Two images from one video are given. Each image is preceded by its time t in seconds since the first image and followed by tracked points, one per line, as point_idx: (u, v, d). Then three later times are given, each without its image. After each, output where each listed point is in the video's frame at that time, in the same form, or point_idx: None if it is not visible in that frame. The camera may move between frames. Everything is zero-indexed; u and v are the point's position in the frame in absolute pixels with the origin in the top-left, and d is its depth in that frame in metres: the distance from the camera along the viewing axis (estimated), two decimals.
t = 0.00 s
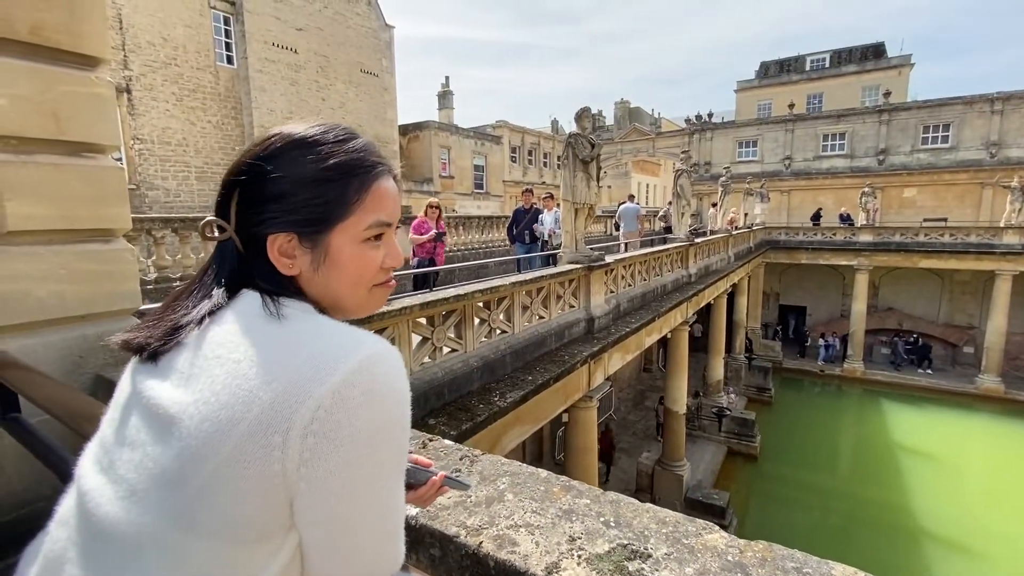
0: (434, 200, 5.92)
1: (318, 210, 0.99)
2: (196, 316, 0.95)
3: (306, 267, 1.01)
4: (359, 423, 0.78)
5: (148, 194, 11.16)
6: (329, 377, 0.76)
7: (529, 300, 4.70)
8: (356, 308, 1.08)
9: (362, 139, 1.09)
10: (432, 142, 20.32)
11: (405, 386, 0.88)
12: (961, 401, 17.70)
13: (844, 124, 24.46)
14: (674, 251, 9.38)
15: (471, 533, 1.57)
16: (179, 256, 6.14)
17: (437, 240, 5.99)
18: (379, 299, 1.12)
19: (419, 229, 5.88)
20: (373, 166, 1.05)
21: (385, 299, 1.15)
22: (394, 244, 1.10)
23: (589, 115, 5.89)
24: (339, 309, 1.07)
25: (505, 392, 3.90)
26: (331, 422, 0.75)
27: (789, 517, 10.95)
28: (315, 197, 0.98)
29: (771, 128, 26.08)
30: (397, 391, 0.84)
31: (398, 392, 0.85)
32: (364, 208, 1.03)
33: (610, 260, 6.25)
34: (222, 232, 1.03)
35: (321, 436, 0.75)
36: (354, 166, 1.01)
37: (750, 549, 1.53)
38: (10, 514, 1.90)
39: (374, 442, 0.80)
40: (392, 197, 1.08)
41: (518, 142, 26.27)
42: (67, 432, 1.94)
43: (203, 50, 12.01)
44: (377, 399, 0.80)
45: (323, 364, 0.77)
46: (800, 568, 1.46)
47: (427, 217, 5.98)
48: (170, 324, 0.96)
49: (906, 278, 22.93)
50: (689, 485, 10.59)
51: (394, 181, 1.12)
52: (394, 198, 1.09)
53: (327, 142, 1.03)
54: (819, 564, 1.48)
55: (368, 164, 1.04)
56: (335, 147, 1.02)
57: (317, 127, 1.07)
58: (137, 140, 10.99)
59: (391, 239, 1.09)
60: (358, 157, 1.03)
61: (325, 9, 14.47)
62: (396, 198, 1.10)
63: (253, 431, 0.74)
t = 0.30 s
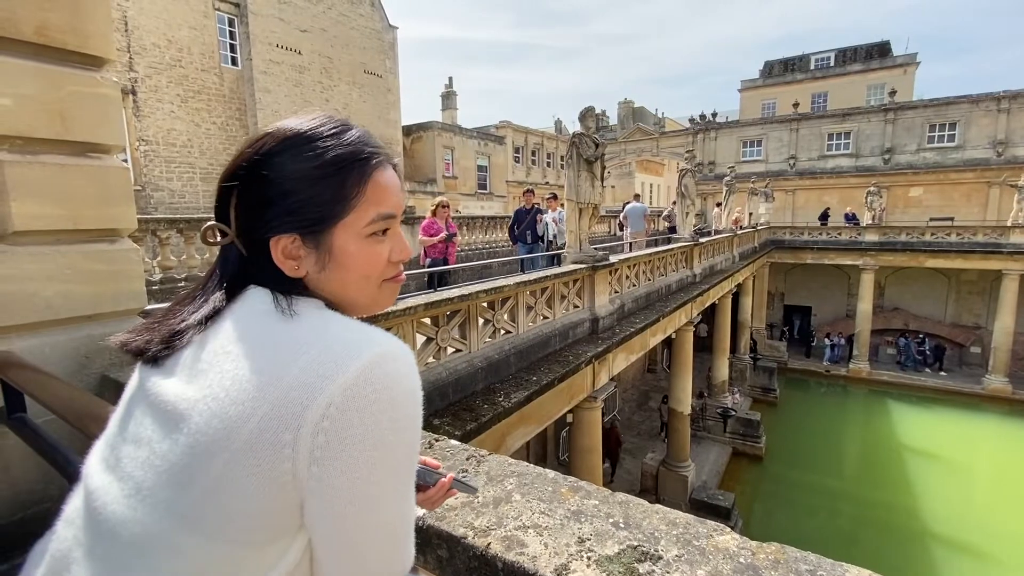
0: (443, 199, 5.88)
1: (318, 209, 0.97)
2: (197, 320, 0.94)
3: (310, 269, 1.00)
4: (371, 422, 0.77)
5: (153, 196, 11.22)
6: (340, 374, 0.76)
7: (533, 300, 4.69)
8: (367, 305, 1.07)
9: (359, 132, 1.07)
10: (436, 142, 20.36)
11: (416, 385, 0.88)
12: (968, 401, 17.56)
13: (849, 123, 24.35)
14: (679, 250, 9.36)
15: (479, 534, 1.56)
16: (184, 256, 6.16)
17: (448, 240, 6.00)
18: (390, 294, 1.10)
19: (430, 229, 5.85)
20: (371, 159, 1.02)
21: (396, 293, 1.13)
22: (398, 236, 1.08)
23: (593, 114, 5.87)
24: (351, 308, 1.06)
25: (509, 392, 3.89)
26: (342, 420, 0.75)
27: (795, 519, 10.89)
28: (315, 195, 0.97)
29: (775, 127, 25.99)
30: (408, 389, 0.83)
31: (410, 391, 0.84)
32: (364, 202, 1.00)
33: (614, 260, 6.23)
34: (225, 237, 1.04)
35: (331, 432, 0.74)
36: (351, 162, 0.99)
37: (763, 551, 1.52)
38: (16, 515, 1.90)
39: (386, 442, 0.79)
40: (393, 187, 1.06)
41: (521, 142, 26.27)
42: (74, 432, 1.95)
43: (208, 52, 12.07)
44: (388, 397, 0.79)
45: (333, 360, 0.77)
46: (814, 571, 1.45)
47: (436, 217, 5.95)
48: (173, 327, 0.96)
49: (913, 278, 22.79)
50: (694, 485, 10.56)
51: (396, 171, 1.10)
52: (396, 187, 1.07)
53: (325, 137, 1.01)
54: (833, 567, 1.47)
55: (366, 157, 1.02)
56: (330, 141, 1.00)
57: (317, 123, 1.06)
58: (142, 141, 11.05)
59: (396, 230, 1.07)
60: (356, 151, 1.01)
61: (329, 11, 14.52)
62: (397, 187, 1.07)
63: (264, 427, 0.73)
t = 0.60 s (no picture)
0: (452, 200, 5.89)
1: (370, 199, 1.00)
2: (210, 317, 0.94)
3: (354, 256, 1.02)
4: (377, 420, 0.77)
5: (159, 198, 11.28)
6: (346, 370, 0.76)
7: (538, 300, 4.69)
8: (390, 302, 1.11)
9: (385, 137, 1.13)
10: (439, 143, 20.38)
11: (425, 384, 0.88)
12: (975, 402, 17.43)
13: (854, 122, 24.23)
14: (683, 250, 9.33)
15: (487, 534, 1.56)
16: (190, 257, 6.19)
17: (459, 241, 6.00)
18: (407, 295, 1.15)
19: (440, 230, 5.85)
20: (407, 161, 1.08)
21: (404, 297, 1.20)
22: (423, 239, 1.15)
23: (597, 115, 5.87)
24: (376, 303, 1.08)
25: (514, 392, 3.89)
26: (347, 417, 0.74)
27: (801, 521, 10.82)
28: (368, 185, 0.99)
29: (780, 126, 25.89)
30: (415, 386, 0.83)
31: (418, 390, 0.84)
32: (409, 197, 1.06)
33: (619, 260, 6.22)
34: (243, 229, 1.02)
35: (338, 430, 0.74)
36: (394, 160, 1.04)
37: (773, 551, 1.51)
38: (22, 515, 1.91)
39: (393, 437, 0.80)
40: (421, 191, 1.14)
41: (525, 142, 26.29)
42: (80, 431, 1.95)
43: (213, 54, 12.14)
44: (394, 396, 0.79)
45: (340, 356, 0.77)
46: (825, 571, 1.43)
47: (446, 217, 5.95)
48: (186, 323, 0.96)
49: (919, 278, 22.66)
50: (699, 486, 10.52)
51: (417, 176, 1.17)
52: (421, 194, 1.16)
53: (359, 137, 1.04)
54: (846, 567, 1.45)
55: (405, 157, 1.08)
56: (373, 139, 1.05)
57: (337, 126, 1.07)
58: (148, 144, 11.12)
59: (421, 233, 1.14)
60: (396, 151, 1.07)
61: (333, 13, 14.57)
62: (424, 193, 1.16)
63: (269, 426, 0.73)
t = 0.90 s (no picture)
0: (464, 200, 5.89)
1: (356, 198, 0.99)
2: (212, 314, 0.95)
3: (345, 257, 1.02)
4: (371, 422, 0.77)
5: (165, 200, 11.36)
6: (340, 371, 0.76)
7: (542, 301, 4.69)
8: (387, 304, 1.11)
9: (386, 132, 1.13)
10: (443, 145, 20.42)
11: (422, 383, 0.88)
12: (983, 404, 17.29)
13: (859, 122, 24.11)
14: (687, 251, 9.31)
15: (490, 535, 1.56)
16: (195, 259, 6.23)
17: (468, 241, 5.95)
18: (408, 296, 1.15)
19: (450, 230, 5.86)
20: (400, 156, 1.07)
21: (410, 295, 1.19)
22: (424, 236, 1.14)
23: (601, 115, 5.86)
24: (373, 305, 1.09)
25: (518, 393, 3.89)
26: (341, 419, 0.74)
27: (807, 523, 10.75)
28: (355, 185, 0.99)
29: (784, 126, 25.81)
30: (412, 388, 0.83)
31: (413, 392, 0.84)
32: (401, 195, 1.05)
33: (623, 260, 6.20)
34: (248, 231, 1.02)
35: (331, 432, 0.74)
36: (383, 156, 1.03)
37: (780, 553, 1.50)
38: (25, 515, 1.92)
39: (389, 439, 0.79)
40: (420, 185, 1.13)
41: (529, 144, 26.31)
42: (86, 431, 1.97)
43: (219, 57, 12.21)
44: (389, 397, 0.79)
45: (334, 357, 0.77)
46: (833, 574, 1.42)
47: (457, 217, 5.95)
48: (188, 322, 0.96)
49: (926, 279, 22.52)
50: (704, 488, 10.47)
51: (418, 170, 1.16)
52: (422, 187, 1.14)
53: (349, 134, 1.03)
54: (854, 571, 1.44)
55: (397, 152, 1.06)
56: (365, 136, 1.04)
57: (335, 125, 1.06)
58: (154, 146, 11.19)
59: (421, 230, 1.13)
60: (388, 145, 1.06)
61: (338, 15, 14.63)
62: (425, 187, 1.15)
63: (264, 426, 0.73)
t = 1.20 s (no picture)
0: (476, 202, 5.87)
1: (301, 202, 1.04)
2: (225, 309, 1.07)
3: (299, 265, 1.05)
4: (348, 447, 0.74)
5: (171, 204, 11.44)
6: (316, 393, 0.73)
7: (546, 304, 4.69)
8: (358, 312, 1.05)
9: (374, 126, 1.11)
10: (447, 148, 20.47)
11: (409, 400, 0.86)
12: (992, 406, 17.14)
13: (865, 123, 24.00)
14: (692, 253, 9.29)
15: (495, 539, 1.56)
16: (201, 262, 6.27)
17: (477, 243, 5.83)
18: (390, 302, 1.06)
19: (460, 231, 5.88)
20: (355, 149, 1.04)
21: (412, 302, 1.10)
22: (398, 234, 1.05)
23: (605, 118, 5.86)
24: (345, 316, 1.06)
25: (522, 396, 3.88)
26: (315, 441, 0.72)
27: (814, 527, 10.67)
28: (302, 187, 1.03)
29: (789, 128, 25.72)
30: (393, 408, 0.80)
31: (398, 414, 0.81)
32: (349, 190, 1.02)
33: (627, 263, 6.19)
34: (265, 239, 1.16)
35: (304, 454, 0.71)
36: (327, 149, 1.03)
37: (786, 559, 1.49)
38: (32, 518, 1.93)
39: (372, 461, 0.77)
40: (391, 176, 1.05)
41: (532, 146, 26.33)
42: (94, 434, 1.99)
43: (224, 62, 12.30)
44: (370, 419, 0.76)
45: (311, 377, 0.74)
46: None
47: (469, 220, 5.95)
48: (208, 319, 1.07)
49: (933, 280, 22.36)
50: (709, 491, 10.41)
51: (403, 162, 1.10)
52: (400, 179, 1.06)
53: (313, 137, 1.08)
54: None
55: (353, 146, 1.04)
56: (326, 133, 1.06)
57: (343, 115, 1.14)
58: (161, 150, 11.28)
59: (395, 226, 1.05)
60: (346, 141, 1.04)
61: (342, 19, 14.71)
62: (399, 179, 1.06)
63: (239, 444, 0.72)
